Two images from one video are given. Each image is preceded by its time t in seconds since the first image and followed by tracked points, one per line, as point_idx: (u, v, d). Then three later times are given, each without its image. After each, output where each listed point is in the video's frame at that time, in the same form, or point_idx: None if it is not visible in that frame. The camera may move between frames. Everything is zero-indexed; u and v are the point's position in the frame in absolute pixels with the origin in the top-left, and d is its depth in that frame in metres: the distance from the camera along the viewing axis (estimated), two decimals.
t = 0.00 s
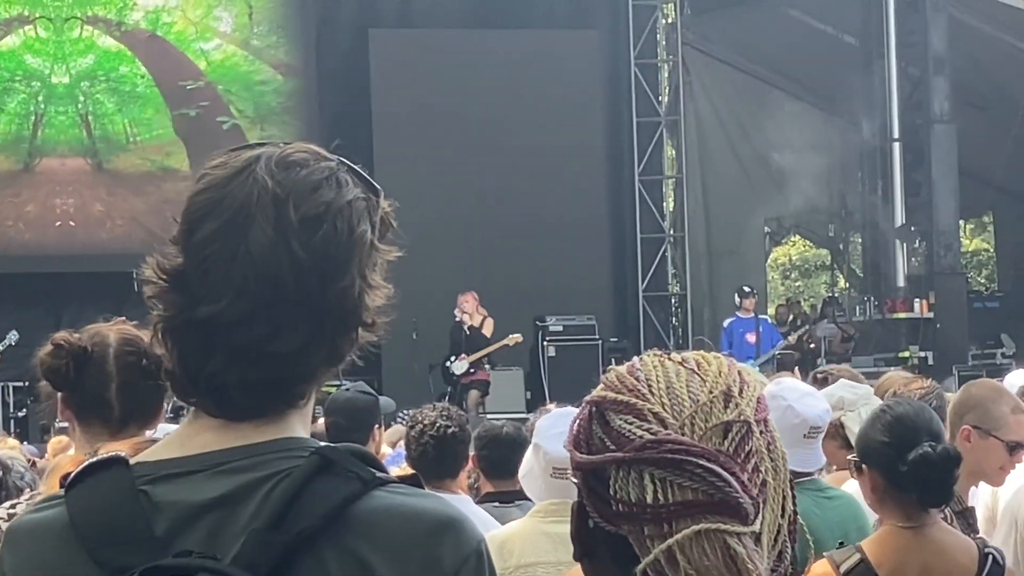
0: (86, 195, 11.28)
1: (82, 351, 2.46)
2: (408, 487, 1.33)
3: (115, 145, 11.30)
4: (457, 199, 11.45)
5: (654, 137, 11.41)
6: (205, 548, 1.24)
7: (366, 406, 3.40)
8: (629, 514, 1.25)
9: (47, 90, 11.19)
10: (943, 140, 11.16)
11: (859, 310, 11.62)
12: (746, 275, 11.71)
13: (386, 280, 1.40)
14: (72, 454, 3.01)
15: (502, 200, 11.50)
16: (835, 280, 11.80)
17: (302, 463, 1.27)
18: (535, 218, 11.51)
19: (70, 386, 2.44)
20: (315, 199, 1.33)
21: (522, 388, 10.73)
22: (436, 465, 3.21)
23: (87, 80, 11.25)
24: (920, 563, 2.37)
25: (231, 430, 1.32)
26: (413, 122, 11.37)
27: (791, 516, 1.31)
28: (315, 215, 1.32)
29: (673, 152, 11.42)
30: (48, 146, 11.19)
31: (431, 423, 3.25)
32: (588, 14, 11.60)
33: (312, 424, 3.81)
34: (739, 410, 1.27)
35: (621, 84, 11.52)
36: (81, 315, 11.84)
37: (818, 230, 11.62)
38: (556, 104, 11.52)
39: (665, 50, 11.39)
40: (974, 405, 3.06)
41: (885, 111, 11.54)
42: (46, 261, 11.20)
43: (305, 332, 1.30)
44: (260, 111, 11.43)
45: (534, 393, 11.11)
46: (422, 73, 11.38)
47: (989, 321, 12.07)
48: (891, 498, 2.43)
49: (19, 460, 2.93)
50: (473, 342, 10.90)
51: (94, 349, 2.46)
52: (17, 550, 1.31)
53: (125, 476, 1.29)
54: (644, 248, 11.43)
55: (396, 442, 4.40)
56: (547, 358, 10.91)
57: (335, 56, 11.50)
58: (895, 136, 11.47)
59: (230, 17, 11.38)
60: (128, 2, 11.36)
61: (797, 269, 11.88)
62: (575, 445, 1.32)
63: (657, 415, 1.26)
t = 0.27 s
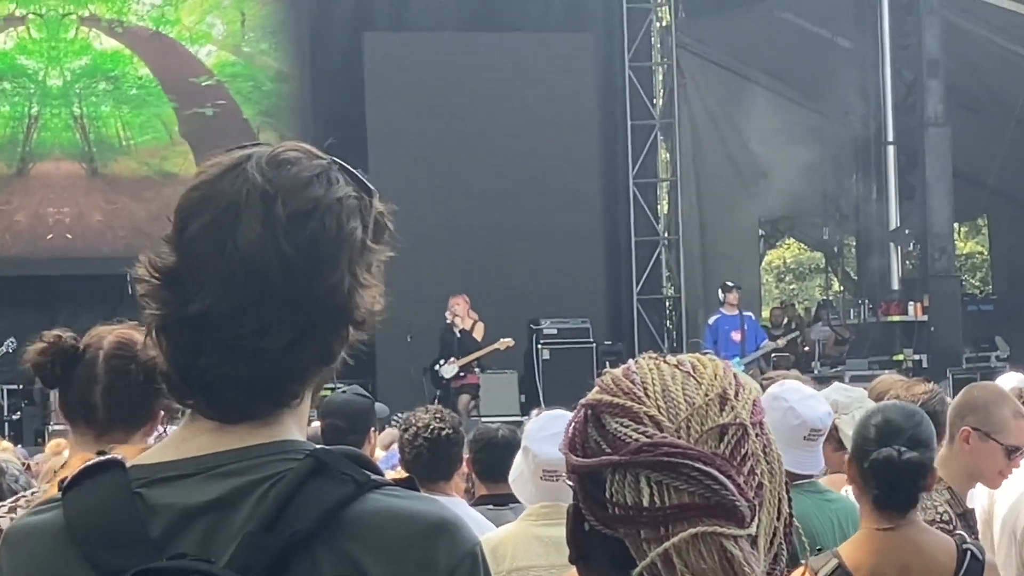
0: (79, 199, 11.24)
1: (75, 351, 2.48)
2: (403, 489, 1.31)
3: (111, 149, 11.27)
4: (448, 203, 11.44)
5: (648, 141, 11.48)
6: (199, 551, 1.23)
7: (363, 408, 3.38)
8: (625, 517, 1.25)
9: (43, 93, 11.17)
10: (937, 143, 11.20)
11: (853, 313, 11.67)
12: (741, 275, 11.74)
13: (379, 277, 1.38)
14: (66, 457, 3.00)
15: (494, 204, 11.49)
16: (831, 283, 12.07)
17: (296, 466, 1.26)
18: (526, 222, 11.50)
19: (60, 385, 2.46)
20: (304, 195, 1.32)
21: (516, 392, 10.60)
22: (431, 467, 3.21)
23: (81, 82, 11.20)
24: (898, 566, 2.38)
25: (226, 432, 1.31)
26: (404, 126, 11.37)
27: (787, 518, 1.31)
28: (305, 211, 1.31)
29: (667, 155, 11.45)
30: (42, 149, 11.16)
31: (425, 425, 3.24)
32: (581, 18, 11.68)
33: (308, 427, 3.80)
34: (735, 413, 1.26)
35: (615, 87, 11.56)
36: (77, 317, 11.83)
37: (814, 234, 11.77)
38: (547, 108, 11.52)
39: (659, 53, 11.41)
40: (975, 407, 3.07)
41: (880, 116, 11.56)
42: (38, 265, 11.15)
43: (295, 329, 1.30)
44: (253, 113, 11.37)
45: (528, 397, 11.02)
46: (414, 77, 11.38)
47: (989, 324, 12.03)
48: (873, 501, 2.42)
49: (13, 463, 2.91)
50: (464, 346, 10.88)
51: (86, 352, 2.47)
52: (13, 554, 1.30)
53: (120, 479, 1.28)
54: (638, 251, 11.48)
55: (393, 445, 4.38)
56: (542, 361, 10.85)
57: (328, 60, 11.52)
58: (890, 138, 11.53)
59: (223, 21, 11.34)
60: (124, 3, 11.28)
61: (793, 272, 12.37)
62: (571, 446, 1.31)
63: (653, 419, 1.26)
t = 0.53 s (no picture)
0: (73, 201, 11.18)
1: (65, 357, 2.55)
2: (397, 490, 1.29)
3: (108, 152, 11.22)
4: (441, 205, 11.43)
5: (643, 143, 11.55)
6: (190, 553, 1.22)
7: (363, 409, 3.36)
8: (624, 519, 1.24)
9: (39, 95, 11.14)
10: (933, 145, 10.59)
11: (849, 315, 11.45)
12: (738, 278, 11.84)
13: (346, 253, 1.32)
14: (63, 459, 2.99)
15: (487, 206, 11.48)
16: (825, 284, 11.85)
17: (286, 467, 1.24)
18: (520, 224, 11.50)
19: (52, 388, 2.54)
20: (240, 182, 1.28)
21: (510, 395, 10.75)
22: (429, 470, 3.20)
23: (76, 82, 11.15)
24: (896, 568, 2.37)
25: (217, 433, 1.29)
26: (396, 128, 11.35)
27: (785, 520, 1.31)
28: (239, 197, 1.28)
29: (662, 156, 11.51)
30: (37, 152, 11.14)
31: (424, 427, 3.23)
32: (577, 22, 11.75)
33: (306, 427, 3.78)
34: (733, 415, 1.26)
35: (610, 89, 11.61)
36: (73, 319, 11.82)
37: (809, 236, 11.60)
38: (541, 110, 11.53)
39: (654, 56, 11.50)
40: (975, 411, 3.08)
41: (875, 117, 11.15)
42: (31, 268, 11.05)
43: (237, 315, 1.27)
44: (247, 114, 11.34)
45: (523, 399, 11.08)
46: (407, 79, 11.37)
47: (983, 325, 12.04)
48: (862, 506, 2.44)
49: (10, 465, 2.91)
50: (456, 347, 10.86)
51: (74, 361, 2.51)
52: (10, 556, 1.30)
53: (114, 482, 1.27)
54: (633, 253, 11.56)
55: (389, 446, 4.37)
56: (536, 363, 10.87)
57: (323, 62, 11.53)
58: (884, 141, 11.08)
59: (215, 26, 11.31)
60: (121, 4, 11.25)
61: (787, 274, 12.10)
62: (569, 449, 1.31)
63: (651, 421, 1.26)
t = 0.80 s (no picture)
0: (70, 204, 11.17)
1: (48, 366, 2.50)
2: (384, 493, 1.28)
3: (106, 156, 11.19)
4: (438, 206, 11.42)
5: (641, 144, 11.50)
6: (176, 559, 1.21)
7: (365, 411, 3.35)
8: (623, 523, 1.24)
9: (36, 97, 11.10)
10: (928, 150, 10.24)
11: (846, 318, 11.34)
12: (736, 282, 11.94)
13: (316, 246, 1.31)
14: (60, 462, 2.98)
15: (485, 207, 11.48)
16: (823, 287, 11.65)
17: (271, 470, 1.23)
18: (517, 225, 11.50)
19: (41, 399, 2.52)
20: (202, 184, 1.29)
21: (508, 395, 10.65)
22: (428, 472, 3.19)
23: (73, 83, 11.12)
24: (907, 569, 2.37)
25: (201, 437, 1.29)
26: (393, 129, 11.35)
27: (784, 524, 1.31)
28: (203, 196, 1.28)
29: (660, 159, 11.51)
30: (34, 155, 11.12)
31: (421, 429, 3.23)
32: (574, 24, 11.73)
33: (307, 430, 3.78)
34: (732, 420, 1.26)
35: (607, 91, 11.60)
36: (71, 322, 11.79)
37: (806, 238, 11.70)
38: (538, 112, 11.54)
39: (652, 58, 11.51)
40: (977, 413, 3.08)
41: (869, 120, 11.01)
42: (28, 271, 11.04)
43: (205, 315, 1.27)
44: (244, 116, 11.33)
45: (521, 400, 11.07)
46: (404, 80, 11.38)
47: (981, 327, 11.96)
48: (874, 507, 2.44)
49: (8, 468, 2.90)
50: (450, 350, 10.80)
51: (56, 368, 2.49)
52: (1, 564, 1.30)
53: (103, 488, 1.27)
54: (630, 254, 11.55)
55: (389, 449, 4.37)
56: (534, 367, 10.85)
57: (321, 65, 11.55)
58: (881, 143, 10.84)
59: (209, 35, 11.31)
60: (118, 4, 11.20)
61: (785, 276, 11.87)
62: (569, 453, 1.30)
63: (650, 425, 1.25)
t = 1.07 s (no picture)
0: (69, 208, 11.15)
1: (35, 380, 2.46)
2: (372, 494, 1.27)
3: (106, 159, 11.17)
4: (437, 210, 11.43)
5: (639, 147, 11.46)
6: (165, 563, 1.20)
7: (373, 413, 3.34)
8: (621, 527, 1.24)
9: (37, 100, 11.09)
10: (928, 152, 10.38)
11: (845, 321, 11.32)
12: (733, 286, 11.92)
13: (291, 243, 1.30)
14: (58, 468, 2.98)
15: (483, 211, 11.49)
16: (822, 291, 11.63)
17: (258, 473, 1.23)
18: (515, 229, 11.50)
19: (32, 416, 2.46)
20: (173, 187, 1.28)
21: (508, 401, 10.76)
22: (425, 475, 3.18)
23: (73, 87, 11.12)
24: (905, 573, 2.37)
25: (185, 441, 1.28)
26: (392, 133, 11.36)
27: (785, 527, 1.31)
28: (174, 202, 1.28)
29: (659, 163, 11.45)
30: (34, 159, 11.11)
31: (420, 431, 3.23)
32: (573, 28, 11.75)
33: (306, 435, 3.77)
34: (732, 423, 1.26)
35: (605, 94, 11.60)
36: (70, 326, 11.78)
37: (805, 242, 11.73)
38: (537, 116, 11.55)
39: (650, 61, 11.47)
40: (972, 411, 3.07)
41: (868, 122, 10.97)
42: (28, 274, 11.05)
43: (185, 317, 1.26)
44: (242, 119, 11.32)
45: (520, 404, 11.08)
46: (403, 84, 11.39)
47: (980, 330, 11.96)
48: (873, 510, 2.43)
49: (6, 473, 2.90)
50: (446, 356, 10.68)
51: (44, 381, 2.46)
52: None
53: (91, 494, 1.26)
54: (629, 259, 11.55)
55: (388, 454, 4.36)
56: (534, 369, 10.88)
57: (321, 69, 11.58)
58: (879, 146, 10.87)
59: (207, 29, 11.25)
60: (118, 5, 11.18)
61: (784, 279, 11.86)
62: (568, 455, 1.30)
63: (648, 428, 1.25)
